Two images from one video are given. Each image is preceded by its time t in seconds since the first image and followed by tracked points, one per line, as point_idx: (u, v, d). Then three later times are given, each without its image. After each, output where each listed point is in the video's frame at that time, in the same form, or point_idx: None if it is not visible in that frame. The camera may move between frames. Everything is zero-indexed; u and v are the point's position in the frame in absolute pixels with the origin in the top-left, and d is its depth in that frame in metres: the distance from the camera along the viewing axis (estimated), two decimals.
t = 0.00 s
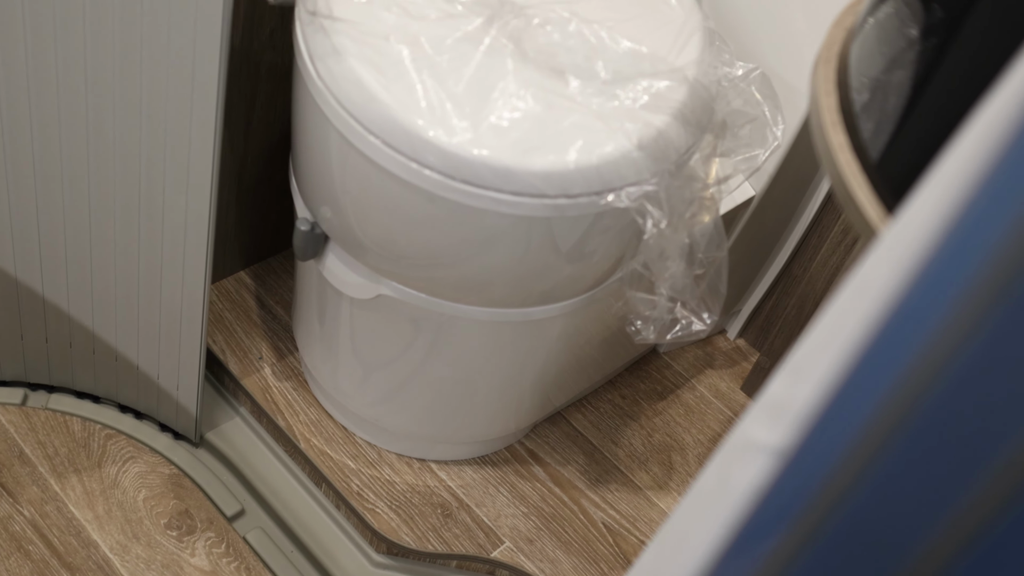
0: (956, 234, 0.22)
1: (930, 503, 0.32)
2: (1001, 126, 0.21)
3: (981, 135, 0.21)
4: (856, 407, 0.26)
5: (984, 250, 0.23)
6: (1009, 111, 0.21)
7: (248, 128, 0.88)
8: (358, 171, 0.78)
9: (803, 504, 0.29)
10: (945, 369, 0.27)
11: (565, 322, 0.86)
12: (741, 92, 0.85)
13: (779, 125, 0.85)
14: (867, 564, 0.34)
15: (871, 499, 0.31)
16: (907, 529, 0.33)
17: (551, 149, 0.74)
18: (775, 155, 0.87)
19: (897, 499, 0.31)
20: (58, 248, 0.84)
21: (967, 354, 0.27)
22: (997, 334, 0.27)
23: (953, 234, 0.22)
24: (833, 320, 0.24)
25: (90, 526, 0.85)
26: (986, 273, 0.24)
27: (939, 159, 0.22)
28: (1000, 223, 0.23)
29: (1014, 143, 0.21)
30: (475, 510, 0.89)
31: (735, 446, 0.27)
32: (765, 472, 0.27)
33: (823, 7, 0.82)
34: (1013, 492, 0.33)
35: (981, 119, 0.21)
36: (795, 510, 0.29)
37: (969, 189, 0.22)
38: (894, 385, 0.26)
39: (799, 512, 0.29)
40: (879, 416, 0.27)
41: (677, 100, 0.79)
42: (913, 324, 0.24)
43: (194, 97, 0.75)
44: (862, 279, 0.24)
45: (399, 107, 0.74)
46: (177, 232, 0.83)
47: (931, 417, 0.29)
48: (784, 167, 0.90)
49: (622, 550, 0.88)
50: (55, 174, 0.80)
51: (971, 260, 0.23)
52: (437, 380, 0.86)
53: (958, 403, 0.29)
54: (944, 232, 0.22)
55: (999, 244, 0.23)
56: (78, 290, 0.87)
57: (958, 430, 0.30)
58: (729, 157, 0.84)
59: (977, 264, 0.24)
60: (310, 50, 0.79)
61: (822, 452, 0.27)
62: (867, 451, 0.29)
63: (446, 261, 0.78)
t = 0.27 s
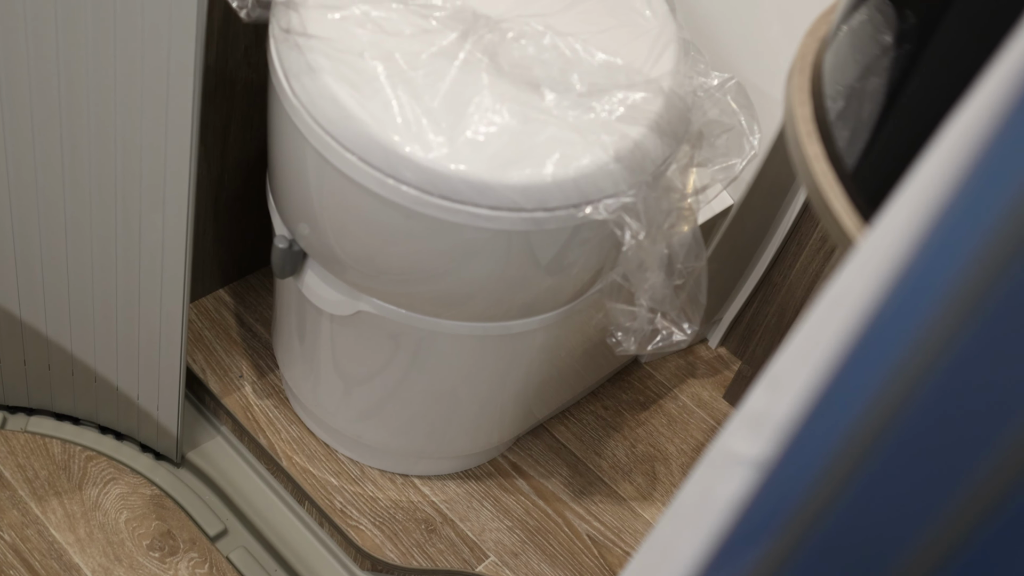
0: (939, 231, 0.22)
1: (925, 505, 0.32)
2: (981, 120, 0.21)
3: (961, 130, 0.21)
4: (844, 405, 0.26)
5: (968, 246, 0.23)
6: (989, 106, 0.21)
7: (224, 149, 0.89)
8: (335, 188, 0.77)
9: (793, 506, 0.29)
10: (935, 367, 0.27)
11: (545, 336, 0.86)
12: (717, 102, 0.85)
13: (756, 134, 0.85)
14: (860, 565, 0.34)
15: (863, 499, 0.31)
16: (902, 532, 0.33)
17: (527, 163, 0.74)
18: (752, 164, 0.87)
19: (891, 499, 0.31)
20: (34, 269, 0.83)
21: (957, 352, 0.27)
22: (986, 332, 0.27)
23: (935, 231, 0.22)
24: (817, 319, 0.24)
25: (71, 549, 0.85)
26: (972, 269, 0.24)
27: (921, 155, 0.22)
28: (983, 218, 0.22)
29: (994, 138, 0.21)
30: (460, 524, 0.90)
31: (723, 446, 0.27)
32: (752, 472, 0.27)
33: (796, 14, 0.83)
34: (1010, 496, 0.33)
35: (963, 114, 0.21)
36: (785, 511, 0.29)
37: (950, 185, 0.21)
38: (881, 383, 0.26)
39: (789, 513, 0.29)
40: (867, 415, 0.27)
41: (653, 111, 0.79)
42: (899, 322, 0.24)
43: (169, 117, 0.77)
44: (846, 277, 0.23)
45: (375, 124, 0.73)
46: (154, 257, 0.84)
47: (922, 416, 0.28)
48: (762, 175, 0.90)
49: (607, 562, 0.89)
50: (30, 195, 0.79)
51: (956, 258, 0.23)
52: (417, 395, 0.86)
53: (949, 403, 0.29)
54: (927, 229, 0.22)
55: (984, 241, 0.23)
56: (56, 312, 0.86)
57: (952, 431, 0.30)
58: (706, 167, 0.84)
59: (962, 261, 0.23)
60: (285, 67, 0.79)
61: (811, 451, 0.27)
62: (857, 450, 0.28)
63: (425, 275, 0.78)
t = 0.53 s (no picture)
0: (938, 211, 0.22)
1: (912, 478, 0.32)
2: (978, 98, 0.21)
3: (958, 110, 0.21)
4: (842, 391, 0.26)
5: (960, 235, 0.23)
6: (984, 85, 0.20)
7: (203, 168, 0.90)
8: (314, 204, 0.77)
9: (792, 497, 0.28)
10: (926, 353, 0.27)
11: (528, 349, 0.86)
12: (695, 113, 0.85)
13: (735, 144, 0.86)
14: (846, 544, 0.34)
15: (858, 480, 0.31)
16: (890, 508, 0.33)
17: (507, 176, 0.74)
18: (732, 174, 0.87)
19: (881, 477, 0.31)
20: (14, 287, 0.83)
21: (948, 331, 0.27)
22: (975, 309, 0.27)
23: (934, 212, 0.22)
24: (815, 306, 0.24)
25: (55, 571, 0.85)
26: (967, 249, 0.24)
27: (918, 136, 0.22)
28: (979, 198, 0.22)
29: (992, 117, 0.21)
30: (446, 539, 0.90)
31: (718, 442, 0.27)
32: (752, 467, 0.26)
33: (774, 24, 0.84)
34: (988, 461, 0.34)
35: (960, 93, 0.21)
36: (784, 503, 0.29)
37: (949, 165, 0.21)
38: (874, 374, 0.26)
39: (787, 505, 0.29)
40: (865, 400, 0.27)
41: (631, 122, 0.80)
42: (898, 305, 0.24)
43: (147, 140, 0.77)
44: (844, 263, 0.23)
45: (354, 139, 0.73)
46: (134, 277, 0.84)
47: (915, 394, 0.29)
48: (743, 183, 0.90)
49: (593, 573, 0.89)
50: (9, 213, 0.79)
51: (954, 239, 0.23)
52: (401, 409, 0.86)
53: (938, 377, 0.29)
54: (926, 210, 0.22)
55: (979, 221, 0.23)
56: (37, 332, 0.86)
57: (939, 405, 0.30)
58: (686, 178, 0.84)
59: (959, 242, 0.23)
60: (263, 84, 0.79)
61: (809, 441, 0.27)
62: (855, 435, 0.28)
63: (407, 289, 0.78)
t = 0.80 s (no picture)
0: (928, 203, 0.22)
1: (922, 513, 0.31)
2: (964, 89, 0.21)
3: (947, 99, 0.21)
4: (835, 386, 0.26)
5: (942, 247, 0.23)
6: (973, 74, 0.21)
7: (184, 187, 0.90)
8: (296, 221, 0.77)
9: (784, 500, 0.28)
10: (917, 371, 0.27)
11: (514, 362, 0.86)
12: (676, 124, 0.85)
13: (716, 154, 0.86)
14: None
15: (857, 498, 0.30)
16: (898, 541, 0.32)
17: (489, 191, 0.74)
18: (713, 185, 0.87)
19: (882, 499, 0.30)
20: None
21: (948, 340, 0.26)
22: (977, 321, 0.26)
23: (925, 204, 0.22)
24: (811, 293, 0.24)
25: None
26: (962, 249, 0.23)
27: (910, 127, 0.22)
28: (970, 193, 0.22)
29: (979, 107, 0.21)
30: (434, 554, 0.90)
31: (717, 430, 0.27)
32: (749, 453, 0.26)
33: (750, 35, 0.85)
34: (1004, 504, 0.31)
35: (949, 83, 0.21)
36: (777, 505, 0.28)
37: (938, 154, 0.21)
38: (860, 386, 0.26)
39: (781, 506, 0.29)
40: (858, 403, 0.26)
41: (612, 135, 0.80)
42: (889, 300, 0.24)
43: (127, 161, 0.77)
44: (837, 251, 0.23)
45: (335, 156, 0.73)
46: (117, 295, 0.84)
47: (909, 406, 0.28)
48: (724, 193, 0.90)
49: None
50: None
51: (947, 235, 0.23)
52: (387, 424, 0.86)
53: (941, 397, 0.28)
54: (915, 200, 0.22)
55: (972, 219, 0.23)
56: (19, 352, 0.86)
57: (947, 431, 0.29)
58: (668, 189, 0.84)
59: (952, 240, 0.23)
60: (243, 103, 0.79)
61: (801, 439, 0.27)
62: (846, 441, 0.28)
63: (390, 305, 0.78)
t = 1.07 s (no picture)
0: (919, 203, 0.23)
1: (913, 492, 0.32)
2: (951, 95, 0.22)
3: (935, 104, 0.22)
4: (835, 382, 0.27)
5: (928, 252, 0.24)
6: (960, 79, 0.22)
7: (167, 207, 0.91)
8: (280, 240, 0.77)
9: (787, 492, 0.29)
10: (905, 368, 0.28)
11: (501, 377, 0.86)
12: (659, 137, 0.86)
13: (699, 167, 0.87)
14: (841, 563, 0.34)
15: (855, 483, 0.31)
16: (892, 523, 0.33)
17: (472, 208, 0.74)
18: (697, 198, 0.88)
19: (877, 483, 0.32)
20: None
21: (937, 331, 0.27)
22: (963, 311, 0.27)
23: (916, 204, 0.23)
24: (807, 292, 0.25)
25: None
26: (951, 245, 0.25)
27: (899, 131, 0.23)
28: (959, 192, 0.23)
29: (966, 111, 0.22)
30: (424, 571, 0.92)
31: (718, 429, 0.28)
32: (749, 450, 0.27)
33: (730, 49, 0.86)
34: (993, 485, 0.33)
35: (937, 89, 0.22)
36: (780, 498, 0.29)
37: (928, 156, 0.23)
38: (853, 388, 0.27)
39: (780, 504, 0.30)
40: (852, 400, 0.28)
41: (595, 150, 0.80)
42: (885, 297, 0.25)
43: (111, 185, 0.77)
44: (832, 252, 0.24)
45: (318, 175, 0.73)
46: (102, 318, 0.84)
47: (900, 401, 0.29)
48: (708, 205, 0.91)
49: None
50: None
51: (939, 233, 0.24)
52: (375, 442, 0.87)
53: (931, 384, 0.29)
54: (908, 200, 0.23)
55: (961, 217, 0.24)
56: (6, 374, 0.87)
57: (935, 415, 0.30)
58: (652, 203, 0.85)
59: (943, 237, 0.24)
60: (226, 123, 0.78)
61: (803, 434, 0.28)
62: (845, 432, 0.29)
63: (377, 322, 0.78)
